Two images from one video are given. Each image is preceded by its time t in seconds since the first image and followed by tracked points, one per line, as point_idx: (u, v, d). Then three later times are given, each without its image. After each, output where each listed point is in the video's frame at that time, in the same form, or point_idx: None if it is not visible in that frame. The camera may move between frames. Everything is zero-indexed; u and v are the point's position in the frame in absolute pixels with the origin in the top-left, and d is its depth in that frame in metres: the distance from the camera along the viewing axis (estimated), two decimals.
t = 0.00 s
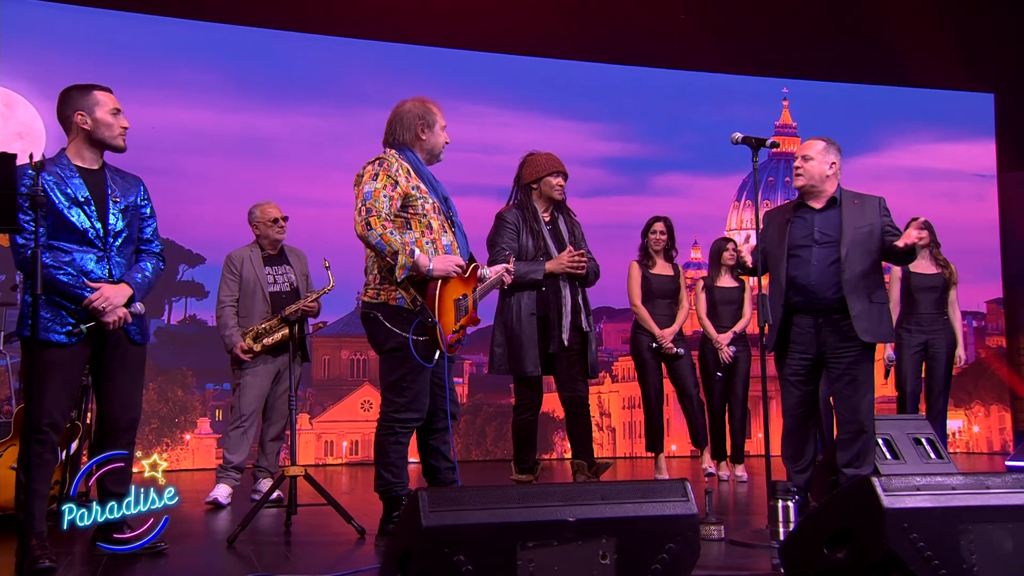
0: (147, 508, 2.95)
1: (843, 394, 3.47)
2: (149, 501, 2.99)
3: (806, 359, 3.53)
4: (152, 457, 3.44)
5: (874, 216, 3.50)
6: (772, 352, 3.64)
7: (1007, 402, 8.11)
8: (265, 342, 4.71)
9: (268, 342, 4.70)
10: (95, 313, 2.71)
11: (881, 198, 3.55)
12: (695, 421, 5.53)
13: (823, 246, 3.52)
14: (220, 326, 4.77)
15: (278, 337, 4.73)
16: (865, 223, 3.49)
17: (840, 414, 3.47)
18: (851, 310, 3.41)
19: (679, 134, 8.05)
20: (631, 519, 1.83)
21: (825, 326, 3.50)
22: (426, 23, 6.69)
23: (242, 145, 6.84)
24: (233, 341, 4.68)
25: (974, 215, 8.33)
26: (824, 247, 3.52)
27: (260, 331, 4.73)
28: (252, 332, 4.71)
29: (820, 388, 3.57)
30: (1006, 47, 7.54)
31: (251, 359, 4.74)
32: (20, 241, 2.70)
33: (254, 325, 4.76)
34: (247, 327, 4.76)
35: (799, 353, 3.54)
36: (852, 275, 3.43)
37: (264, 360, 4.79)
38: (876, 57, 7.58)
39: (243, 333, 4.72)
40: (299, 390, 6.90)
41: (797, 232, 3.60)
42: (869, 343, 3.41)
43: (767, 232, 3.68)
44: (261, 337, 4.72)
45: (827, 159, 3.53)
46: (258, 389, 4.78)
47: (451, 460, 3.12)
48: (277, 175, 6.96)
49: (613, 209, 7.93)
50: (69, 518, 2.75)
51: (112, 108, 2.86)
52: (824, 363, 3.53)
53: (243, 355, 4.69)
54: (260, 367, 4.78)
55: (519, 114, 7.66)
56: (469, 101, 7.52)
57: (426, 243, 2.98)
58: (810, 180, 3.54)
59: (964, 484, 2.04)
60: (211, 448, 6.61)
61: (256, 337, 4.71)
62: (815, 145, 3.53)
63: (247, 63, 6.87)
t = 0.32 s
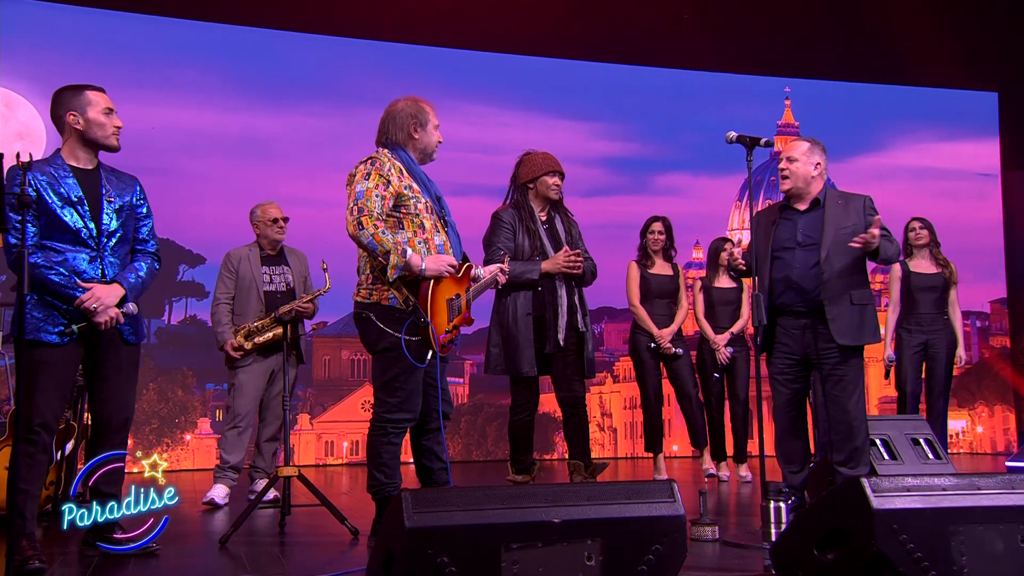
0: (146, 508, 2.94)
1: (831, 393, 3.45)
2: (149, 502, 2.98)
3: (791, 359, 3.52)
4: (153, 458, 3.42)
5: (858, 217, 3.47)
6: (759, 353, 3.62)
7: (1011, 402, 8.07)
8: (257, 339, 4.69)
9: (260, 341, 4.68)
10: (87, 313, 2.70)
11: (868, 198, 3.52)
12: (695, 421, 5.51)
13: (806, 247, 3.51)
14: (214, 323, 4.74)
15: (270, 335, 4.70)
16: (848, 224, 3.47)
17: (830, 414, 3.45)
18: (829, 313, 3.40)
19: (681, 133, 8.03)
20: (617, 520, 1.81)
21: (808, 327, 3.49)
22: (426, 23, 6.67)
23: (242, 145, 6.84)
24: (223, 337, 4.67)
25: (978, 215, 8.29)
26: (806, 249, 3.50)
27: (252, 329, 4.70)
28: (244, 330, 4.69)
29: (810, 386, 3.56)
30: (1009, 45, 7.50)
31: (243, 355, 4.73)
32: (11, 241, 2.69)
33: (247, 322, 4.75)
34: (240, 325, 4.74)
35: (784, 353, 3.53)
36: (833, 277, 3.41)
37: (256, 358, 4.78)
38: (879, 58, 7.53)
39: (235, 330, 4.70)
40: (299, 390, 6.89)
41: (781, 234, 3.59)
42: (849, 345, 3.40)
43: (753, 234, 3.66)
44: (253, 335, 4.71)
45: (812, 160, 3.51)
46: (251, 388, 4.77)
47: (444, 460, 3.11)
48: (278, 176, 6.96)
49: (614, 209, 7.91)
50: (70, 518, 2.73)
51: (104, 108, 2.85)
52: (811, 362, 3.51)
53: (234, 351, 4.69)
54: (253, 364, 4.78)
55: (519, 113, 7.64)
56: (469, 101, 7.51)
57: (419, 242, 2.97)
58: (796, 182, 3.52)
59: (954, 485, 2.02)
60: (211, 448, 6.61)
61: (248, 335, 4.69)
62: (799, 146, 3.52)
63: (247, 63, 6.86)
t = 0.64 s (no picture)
0: (146, 508, 2.96)
1: (823, 394, 3.44)
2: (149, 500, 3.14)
3: (781, 360, 3.53)
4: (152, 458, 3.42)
5: (838, 216, 3.50)
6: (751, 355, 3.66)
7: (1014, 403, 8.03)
8: (244, 339, 4.67)
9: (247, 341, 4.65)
10: (75, 313, 2.70)
11: (852, 197, 3.55)
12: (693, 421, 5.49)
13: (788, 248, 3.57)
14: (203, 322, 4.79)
15: (258, 335, 4.66)
16: (828, 222, 3.50)
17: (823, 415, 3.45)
18: (802, 312, 3.43)
19: (681, 133, 8.01)
20: (601, 521, 1.80)
21: (792, 327, 3.51)
22: (425, 24, 6.65)
23: (242, 146, 6.83)
24: (211, 338, 4.68)
25: (981, 214, 8.25)
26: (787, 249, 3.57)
27: (240, 329, 4.68)
28: (231, 330, 4.69)
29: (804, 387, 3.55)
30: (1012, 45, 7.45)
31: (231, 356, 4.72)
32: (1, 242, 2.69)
33: (236, 322, 4.75)
34: (229, 324, 4.76)
35: (774, 354, 3.55)
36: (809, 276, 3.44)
37: (245, 358, 4.77)
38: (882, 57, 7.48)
39: (222, 330, 4.71)
40: (298, 390, 6.88)
41: (766, 236, 3.66)
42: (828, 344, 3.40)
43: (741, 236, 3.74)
44: (240, 335, 4.69)
45: (791, 162, 3.55)
46: (241, 388, 4.75)
47: (437, 461, 3.09)
48: (277, 176, 6.95)
49: (615, 209, 7.90)
50: (70, 518, 2.83)
51: (97, 108, 2.84)
52: (802, 364, 3.52)
53: (222, 352, 4.68)
54: (244, 365, 4.76)
55: (519, 113, 7.63)
56: (469, 100, 7.50)
57: (410, 242, 2.96)
58: (775, 183, 3.58)
59: (943, 486, 2.00)
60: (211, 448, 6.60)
61: (235, 335, 4.68)
62: (780, 148, 3.56)
63: (247, 63, 6.85)
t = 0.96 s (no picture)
0: (148, 508, 2.95)
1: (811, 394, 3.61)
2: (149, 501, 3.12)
3: (770, 359, 3.73)
4: (152, 457, 3.44)
5: (825, 216, 3.62)
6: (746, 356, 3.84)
7: (1020, 403, 7.99)
8: (229, 341, 4.65)
9: (232, 343, 4.64)
10: (67, 313, 2.70)
11: (843, 197, 3.65)
12: (694, 421, 5.47)
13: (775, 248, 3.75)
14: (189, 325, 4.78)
15: (243, 336, 4.64)
16: (815, 222, 3.63)
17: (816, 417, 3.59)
18: (779, 312, 3.62)
19: (683, 133, 7.98)
20: (587, 523, 1.79)
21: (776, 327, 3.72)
22: (425, 24, 6.62)
23: (242, 146, 6.84)
24: (198, 341, 4.68)
25: (985, 213, 8.20)
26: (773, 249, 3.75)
27: (226, 331, 4.67)
28: (216, 331, 4.67)
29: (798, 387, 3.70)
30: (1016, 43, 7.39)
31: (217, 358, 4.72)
32: None
33: (220, 325, 4.74)
34: (214, 327, 4.75)
35: (764, 354, 3.74)
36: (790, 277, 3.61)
37: (231, 360, 4.77)
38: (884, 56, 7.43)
39: (208, 332, 4.69)
40: (300, 390, 6.88)
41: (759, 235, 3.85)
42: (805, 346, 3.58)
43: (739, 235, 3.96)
44: (226, 337, 4.66)
45: (781, 161, 3.73)
46: (229, 392, 4.76)
47: (431, 461, 3.09)
48: (277, 176, 6.95)
49: (616, 209, 7.88)
50: (70, 518, 2.83)
51: (89, 108, 2.83)
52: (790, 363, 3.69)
53: (208, 354, 4.68)
54: (230, 366, 4.77)
55: (520, 113, 7.62)
56: (469, 100, 7.48)
57: (403, 242, 2.95)
58: (768, 182, 3.76)
59: (935, 487, 1.98)
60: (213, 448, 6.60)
61: (221, 337, 4.66)
62: (771, 148, 3.75)
63: (246, 63, 6.85)
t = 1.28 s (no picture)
0: (148, 508, 2.96)
1: (807, 394, 3.61)
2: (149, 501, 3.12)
3: (766, 359, 3.71)
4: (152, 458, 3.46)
5: (820, 215, 3.62)
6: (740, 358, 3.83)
7: None
8: (207, 343, 4.67)
9: (210, 344, 4.65)
10: (61, 314, 2.71)
11: (837, 196, 3.66)
12: (694, 421, 5.42)
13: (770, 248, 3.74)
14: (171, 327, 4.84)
15: (220, 338, 4.65)
16: (810, 221, 3.63)
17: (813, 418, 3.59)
18: (774, 312, 3.61)
19: (685, 132, 7.96)
20: (573, 524, 1.79)
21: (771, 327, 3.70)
22: (425, 24, 6.61)
23: (243, 146, 6.84)
24: (176, 344, 4.72)
25: (990, 212, 8.16)
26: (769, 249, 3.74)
27: (203, 333, 4.70)
28: (194, 334, 4.70)
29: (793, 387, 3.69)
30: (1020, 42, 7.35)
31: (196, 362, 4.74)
32: None
33: (199, 327, 4.76)
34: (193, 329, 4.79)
35: (759, 354, 3.73)
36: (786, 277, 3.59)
37: (211, 362, 4.77)
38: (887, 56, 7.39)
39: (187, 335, 4.73)
40: (302, 390, 6.87)
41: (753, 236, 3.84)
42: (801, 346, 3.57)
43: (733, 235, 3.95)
44: (204, 339, 4.69)
45: (787, 161, 3.71)
46: (215, 396, 4.79)
47: (425, 462, 3.09)
48: (278, 176, 6.95)
49: (618, 209, 7.86)
50: (70, 518, 2.82)
51: (83, 108, 2.84)
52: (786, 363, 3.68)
53: (187, 357, 4.71)
54: (211, 369, 4.78)
55: (521, 113, 7.60)
56: (470, 99, 7.47)
57: (398, 242, 2.93)
58: (772, 180, 3.73)
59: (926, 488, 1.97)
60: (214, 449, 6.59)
61: (198, 339, 4.69)
62: (776, 147, 3.71)
63: (246, 64, 6.85)
